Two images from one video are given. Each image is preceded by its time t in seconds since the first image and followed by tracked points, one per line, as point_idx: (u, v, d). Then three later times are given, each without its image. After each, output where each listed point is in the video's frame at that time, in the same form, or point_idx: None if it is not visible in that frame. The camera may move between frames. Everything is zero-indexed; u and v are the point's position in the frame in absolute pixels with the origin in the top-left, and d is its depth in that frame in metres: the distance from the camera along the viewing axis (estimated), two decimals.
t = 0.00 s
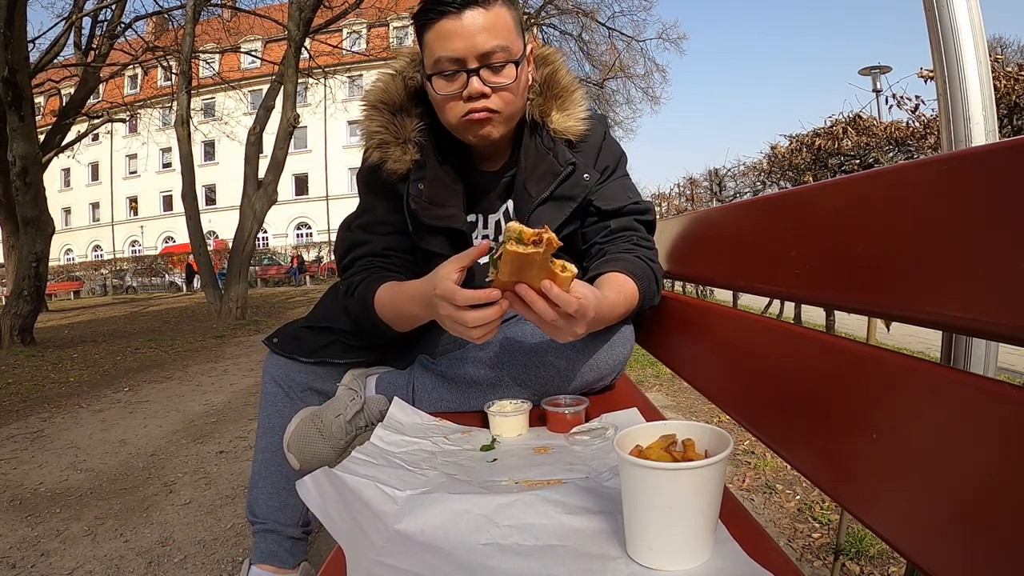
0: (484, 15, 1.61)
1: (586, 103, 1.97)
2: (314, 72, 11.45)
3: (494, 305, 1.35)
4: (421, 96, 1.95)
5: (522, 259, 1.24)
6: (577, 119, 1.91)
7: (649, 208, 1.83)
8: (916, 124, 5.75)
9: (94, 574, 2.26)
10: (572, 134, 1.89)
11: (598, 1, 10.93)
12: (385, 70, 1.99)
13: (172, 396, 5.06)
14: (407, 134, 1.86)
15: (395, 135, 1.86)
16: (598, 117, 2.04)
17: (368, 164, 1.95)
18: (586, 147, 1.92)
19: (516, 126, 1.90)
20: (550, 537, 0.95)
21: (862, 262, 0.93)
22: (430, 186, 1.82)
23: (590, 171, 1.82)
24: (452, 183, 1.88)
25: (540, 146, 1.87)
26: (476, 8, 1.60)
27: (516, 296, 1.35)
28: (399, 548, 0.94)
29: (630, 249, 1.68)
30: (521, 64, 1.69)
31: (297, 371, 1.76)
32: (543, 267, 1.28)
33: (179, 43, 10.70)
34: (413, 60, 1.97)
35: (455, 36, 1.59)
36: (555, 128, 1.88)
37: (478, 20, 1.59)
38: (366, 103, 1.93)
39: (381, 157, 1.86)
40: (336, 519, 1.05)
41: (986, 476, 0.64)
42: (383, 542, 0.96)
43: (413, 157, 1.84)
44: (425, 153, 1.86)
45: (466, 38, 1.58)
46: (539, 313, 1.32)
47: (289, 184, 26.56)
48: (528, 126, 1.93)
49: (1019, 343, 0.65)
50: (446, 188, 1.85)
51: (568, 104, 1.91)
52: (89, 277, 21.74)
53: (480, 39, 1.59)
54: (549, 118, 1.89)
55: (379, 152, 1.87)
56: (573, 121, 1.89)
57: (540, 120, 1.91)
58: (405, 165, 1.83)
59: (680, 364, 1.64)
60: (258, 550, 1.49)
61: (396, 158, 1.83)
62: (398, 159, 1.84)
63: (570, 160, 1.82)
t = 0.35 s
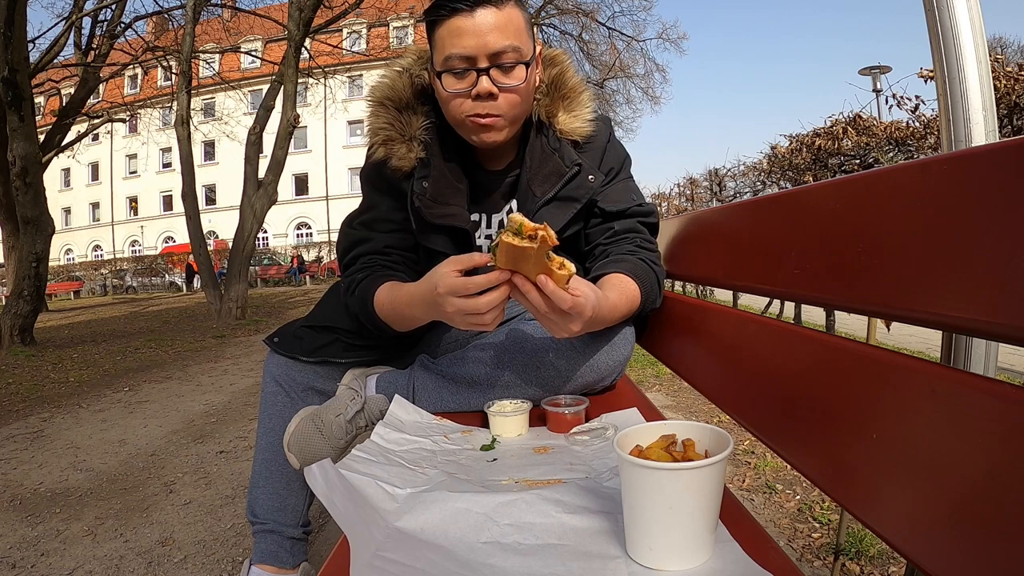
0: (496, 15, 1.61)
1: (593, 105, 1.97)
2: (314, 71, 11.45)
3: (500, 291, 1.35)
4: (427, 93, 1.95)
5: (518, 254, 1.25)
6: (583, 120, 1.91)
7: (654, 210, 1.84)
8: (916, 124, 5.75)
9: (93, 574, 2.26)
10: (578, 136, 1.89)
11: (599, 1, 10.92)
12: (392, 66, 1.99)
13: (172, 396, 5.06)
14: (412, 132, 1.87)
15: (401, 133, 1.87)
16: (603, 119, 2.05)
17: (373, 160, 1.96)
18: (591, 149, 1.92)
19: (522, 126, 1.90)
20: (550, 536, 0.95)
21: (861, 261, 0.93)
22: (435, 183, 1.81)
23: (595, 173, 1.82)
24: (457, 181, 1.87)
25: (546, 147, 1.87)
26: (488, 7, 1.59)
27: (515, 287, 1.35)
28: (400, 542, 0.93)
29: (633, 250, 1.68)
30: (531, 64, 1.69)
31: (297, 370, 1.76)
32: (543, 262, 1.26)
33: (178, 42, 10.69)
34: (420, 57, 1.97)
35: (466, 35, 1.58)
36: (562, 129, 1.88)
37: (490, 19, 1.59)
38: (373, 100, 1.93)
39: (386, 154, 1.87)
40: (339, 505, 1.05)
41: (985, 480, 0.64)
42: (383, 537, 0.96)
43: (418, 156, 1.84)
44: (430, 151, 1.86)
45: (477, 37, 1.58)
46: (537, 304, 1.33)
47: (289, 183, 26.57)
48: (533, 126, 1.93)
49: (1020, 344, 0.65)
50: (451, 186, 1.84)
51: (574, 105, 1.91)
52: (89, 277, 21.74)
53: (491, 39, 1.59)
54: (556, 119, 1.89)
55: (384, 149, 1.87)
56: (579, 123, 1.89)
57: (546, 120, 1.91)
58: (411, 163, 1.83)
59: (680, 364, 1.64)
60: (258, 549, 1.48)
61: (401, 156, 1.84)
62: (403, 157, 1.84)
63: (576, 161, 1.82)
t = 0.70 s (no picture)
0: (493, 15, 1.61)
1: (592, 105, 1.97)
2: (314, 71, 11.46)
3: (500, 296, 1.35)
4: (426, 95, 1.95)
5: (515, 257, 1.25)
6: (582, 120, 1.91)
7: (654, 210, 1.84)
8: (916, 124, 5.75)
9: (94, 574, 2.26)
10: (577, 136, 1.89)
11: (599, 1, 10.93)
12: (389, 68, 1.99)
13: (172, 396, 5.06)
14: (411, 134, 1.86)
15: (399, 134, 1.86)
16: (602, 119, 2.05)
17: (372, 162, 1.95)
18: (590, 149, 1.92)
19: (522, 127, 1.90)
20: (550, 533, 0.95)
21: (860, 262, 0.93)
22: (434, 185, 1.81)
23: (594, 174, 1.82)
24: (456, 184, 1.87)
25: (545, 147, 1.87)
26: (485, 8, 1.59)
27: (513, 291, 1.35)
28: (405, 534, 0.94)
29: (632, 251, 1.68)
30: (529, 65, 1.69)
31: (298, 371, 1.76)
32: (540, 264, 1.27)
33: (178, 43, 10.69)
34: (418, 58, 1.97)
35: (463, 36, 1.58)
36: (561, 129, 1.88)
37: (487, 20, 1.59)
38: (371, 102, 1.92)
39: (385, 156, 1.86)
40: (345, 489, 1.05)
41: (985, 480, 0.64)
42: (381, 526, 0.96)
43: (418, 157, 1.84)
44: (429, 153, 1.86)
45: (474, 38, 1.58)
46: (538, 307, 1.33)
47: (289, 184, 26.58)
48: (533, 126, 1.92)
49: (1021, 343, 0.65)
50: (450, 189, 1.84)
51: (574, 106, 1.92)
52: (89, 277, 21.75)
53: (489, 40, 1.59)
54: (555, 119, 1.89)
55: (383, 151, 1.87)
56: (579, 123, 1.90)
57: (545, 120, 1.91)
58: (410, 164, 1.83)
59: (679, 365, 1.64)
60: (258, 549, 1.49)
61: (400, 158, 1.84)
62: (403, 159, 1.84)
63: (575, 162, 1.82)
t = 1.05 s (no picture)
0: (504, 13, 1.61)
1: (593, 107, 1.98)
2: (314, 71, 11.45)
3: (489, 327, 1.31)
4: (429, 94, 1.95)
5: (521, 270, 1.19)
6: (583, 121, 1.92)
7: (653, 210, 1.84)
8: (916, 124, 5.75)
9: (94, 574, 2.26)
10: (578, 136, 1.90)
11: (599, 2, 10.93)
12: (392, 65, 1.99)
13: (172, 396, 5.06)
14: (413, 132, 1.86)
15: (401, 132, 1.86)
16: (603, 120, 2.06)
17: (373, 160, 1.95)
18: (590, 149, 1.92)
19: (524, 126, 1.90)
20: (551, 526, 0.94)
21: (861, 262, 0.93)
22: (435, 184, 1.80)
23: (594, 174, 1.82)
24: (456, 182, 1.86)
25: (546, 146, 1.87)
26: (497, 6, 1.60)
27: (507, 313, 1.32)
28: (408, 518, 0.95)
29: (632, 250, 1.68)
30: (537, 64, 1.70)
31: (297, 371, 1.76)
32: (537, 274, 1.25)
33: (178, 43, 10.69)
34: (422, 57, 1.97)
35: (473, 32, 1.59)
36: (562, 129, 1.89)
37: (498, 17, 1.59)
38: (373, 99, 1.92)
39: (386, 153, 1.86)
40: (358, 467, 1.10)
41: (985, 482, 0.64)
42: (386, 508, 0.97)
43: (418, 155, 1.84)
44: (431, 151, 1.85)
45: (485, 34, 1.58)
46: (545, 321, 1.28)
47: (289, 183, 26.59)
48: (533, 125, 1.93)
49: (1020, 343, 0.64)
50: (450, 187, 1.83)
51: (576, 107, 1.92)
52: (89, 277, 21.75)
53: (500, 36, 1.59)
54: (557, 119, 1.90)
55: (384, 148, 1.87)
56: (579, 123, 1.90)
57: (547, 120, 1.91)
58: (411, 162, 1.83)
59: (679, 364, 1.64)
60: (258, 550, 1.49)
61: (401, 156, 1.84)
62: (403, 157, 1.84)
63: (575, 162, 1.82)
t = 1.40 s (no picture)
0: (528, 14, 1.62)
1: (600, 110, 1.99)
2: (314, 71, 11.45)
3: (480, 340, 1.27)
4: (438, 91, 1.95)
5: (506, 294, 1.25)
6: (591, 123, 1.93)
7: (654, 209, 1.84)
8: (916, 124, 5.75)
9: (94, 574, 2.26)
10: (584, 138, 1.90)
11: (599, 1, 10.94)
12: (401, 60, 1.99)
13: (172, 396, 5.06)
14: (420, 128, 1.86)
15: (408, 128, 1.86)
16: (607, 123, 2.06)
17: (379, 154, 1.95)
18: (595, 150, 1.93)
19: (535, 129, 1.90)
20: (551, 527, 0.95)
21: (861, 262, 0.93)
22: (440, 181, 1.80)
23: (599, 175, 1.81)
24: (461, 180, 1.86)
25: (552, 146, 1.87)
26: (522, 6, 1.61)
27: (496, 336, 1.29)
28: (408, 514, 0.95)
29: (633, 251, 1.68)
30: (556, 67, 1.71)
31: (297, 371, 1.76)
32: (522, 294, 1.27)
33: (178, 42, 10.69)
34: (432, 54, 1.98)
35: (496, 30, 1.59)
36: (569, 129, 1.89)
37: (521, 17, 1.60)
38: (381, 93, 1.92)
39: (392, 148, 1.86)
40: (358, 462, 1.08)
41: (986, 482, 0.64)
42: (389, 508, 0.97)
43: (425, 152, 1.84)
44: (438, 148, 1.86)
45: (509, 33, 1.59)
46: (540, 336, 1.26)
47: (289, 183, 26.59)
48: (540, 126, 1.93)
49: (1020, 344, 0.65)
50: (455, 186, 1.83)
51: (584, 108, 1.93)
52: (89, 277, 21.76)
53: (523, 37, 1.60)
54: (565, 120, 1.90)
55: (390, 143, 1.86)
56: (587, 125, 1.91)
57: (555, 121, 1.92)
58: (417, 158, 1.83)
59: (680, 364, 1.63)
60: (258, 550, 1.49)
61: (408, 151, 1.84)
62: (410, 153, 1.84)
63: (581, 162, 1.81)
